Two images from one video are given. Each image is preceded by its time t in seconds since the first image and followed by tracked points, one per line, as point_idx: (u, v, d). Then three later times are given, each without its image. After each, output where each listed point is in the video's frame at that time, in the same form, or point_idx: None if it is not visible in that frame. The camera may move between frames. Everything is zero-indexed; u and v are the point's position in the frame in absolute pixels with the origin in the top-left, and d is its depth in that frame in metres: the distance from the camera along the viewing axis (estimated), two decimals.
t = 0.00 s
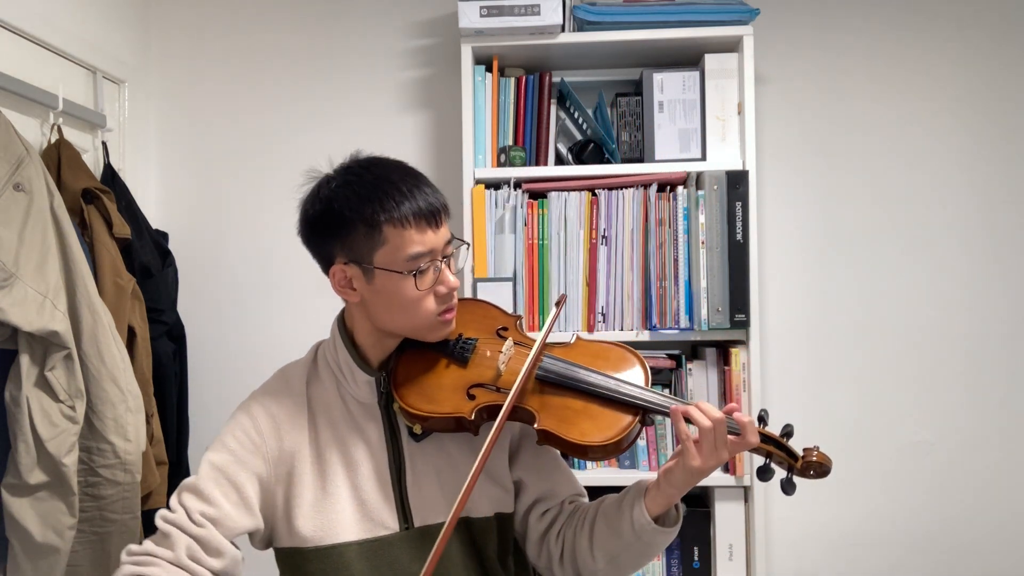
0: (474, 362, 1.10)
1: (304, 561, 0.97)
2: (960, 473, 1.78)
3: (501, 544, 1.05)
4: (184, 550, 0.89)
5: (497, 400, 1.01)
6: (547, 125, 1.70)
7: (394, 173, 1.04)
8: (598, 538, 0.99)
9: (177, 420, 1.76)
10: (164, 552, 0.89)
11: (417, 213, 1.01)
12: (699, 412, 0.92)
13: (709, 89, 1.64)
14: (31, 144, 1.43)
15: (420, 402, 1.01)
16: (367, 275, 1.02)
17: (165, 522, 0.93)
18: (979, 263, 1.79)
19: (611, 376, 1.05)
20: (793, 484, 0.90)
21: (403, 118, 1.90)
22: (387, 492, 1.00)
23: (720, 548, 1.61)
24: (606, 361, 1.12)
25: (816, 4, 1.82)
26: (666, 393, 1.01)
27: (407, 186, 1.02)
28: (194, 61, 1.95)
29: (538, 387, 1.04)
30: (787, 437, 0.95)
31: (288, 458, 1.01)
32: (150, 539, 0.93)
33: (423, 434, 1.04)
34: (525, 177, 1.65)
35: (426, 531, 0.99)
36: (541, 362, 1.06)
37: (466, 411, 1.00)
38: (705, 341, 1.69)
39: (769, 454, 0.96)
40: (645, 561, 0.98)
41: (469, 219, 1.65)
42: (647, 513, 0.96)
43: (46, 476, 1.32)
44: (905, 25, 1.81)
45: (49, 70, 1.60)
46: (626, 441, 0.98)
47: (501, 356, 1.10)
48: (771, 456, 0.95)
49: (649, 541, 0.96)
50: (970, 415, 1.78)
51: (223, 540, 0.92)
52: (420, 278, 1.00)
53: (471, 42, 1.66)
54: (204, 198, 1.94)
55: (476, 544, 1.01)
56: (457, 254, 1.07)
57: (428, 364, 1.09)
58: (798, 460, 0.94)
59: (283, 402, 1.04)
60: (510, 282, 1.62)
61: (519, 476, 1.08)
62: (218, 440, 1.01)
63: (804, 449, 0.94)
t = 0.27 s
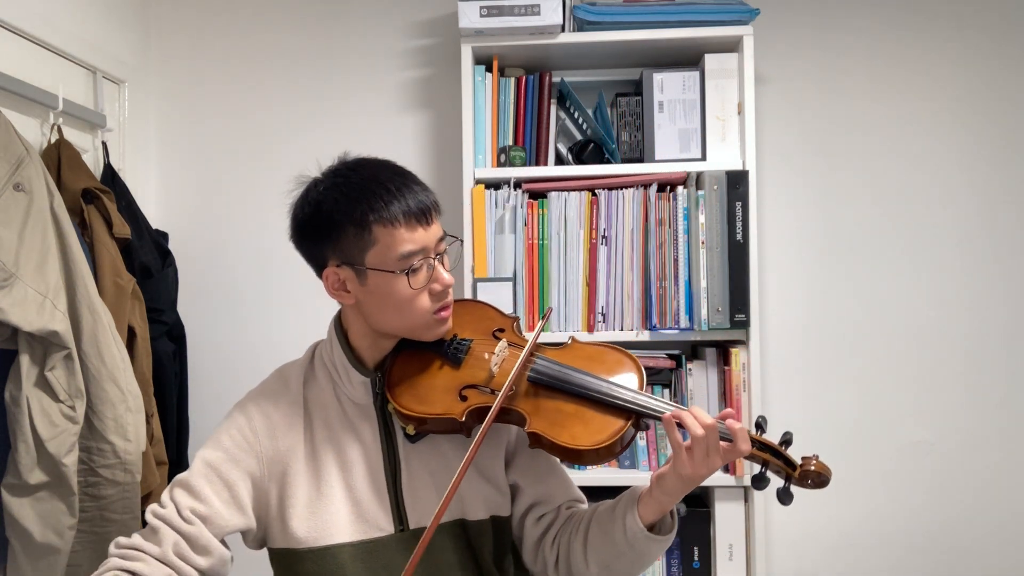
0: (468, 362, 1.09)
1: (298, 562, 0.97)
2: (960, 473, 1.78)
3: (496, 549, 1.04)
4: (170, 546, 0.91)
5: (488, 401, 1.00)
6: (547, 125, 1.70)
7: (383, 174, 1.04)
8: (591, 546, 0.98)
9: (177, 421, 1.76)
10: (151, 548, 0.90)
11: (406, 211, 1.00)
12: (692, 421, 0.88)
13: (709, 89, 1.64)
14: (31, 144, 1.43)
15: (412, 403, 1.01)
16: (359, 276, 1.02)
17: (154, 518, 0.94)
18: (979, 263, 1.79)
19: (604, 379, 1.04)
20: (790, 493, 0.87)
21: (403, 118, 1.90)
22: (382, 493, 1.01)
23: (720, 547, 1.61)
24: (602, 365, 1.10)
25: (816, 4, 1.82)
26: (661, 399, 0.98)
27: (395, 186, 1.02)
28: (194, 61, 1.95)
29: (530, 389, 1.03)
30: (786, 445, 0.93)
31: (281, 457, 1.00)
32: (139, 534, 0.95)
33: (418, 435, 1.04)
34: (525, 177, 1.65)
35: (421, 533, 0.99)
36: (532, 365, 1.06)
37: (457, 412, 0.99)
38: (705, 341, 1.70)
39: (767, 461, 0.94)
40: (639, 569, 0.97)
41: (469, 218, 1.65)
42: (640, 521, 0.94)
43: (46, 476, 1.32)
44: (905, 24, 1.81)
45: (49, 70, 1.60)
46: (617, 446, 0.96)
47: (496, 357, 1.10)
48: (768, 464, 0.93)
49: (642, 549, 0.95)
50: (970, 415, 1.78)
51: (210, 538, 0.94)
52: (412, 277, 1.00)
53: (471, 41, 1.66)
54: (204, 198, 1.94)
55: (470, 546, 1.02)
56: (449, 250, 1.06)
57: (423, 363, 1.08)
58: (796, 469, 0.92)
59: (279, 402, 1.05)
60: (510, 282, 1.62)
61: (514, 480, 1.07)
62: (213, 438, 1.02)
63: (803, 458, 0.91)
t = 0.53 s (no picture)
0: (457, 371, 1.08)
1: (291, 566, 0.97)
2: (961, 473, 1.78)
3: (486, 559, 1.03)
4: (161, 552, 0.91)
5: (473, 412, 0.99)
6: (547, 125, 1.70)
7: (372, 178, 1.04)
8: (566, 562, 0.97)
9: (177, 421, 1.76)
10: (142, 554, 0.91)
11: (392, 218, 0.99)
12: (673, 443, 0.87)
13: (709, 89, 1.64)
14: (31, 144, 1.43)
15: (398, 411, 1.00)
16: (347, 283, 1.02)
17: (147, 522, 0.95)
18: (980, 263, 1.79)
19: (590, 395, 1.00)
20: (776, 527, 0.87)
21: (403, 118, 1.90)
22: (374, 497, 1.01)
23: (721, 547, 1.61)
24: (591, 380, 1.07)
25: (816, 4, 1.82)
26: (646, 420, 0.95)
27: (381, 193, 1.01)
28: (194, 61, 1.95)
29: (516, 402, 1.01)
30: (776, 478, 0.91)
31: (272, 459, 1.01)
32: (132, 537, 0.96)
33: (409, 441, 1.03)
34: (525, 177, 1.65)
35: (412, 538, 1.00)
36: (519, 376, 1.05)
37: (441, 423, 0.98)
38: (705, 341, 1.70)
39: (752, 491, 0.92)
40: None
41: (469, 219, 1.65)
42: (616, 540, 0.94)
43: (46, 476, 1.32)
44: (905, 24, 1.81)
45: (50, 70, 1.61)
46: (599, 467, 0.93)
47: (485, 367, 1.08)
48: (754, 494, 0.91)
49: (613, 568, 0.94)
50: (970, 415, 1.78)
51: (202, 543, 0.94)
52: (398, 284, 0.99)
53: (471, 41, 1.66)
54: (204, 198, 1.94)
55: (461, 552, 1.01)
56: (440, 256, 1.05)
57: (413, 370, 1.08)
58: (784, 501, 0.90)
59: (273, 406, 1.05)
60: (510, 282, 1.62)
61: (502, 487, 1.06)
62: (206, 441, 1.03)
63: (791, 492, 0.90)
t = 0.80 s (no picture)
0: (451, 379, 1.08)
1: (284, 568, 0.97)
2: (960, 473, 1.78)
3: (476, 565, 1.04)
4: (152, 553, 0.92)
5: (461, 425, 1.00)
6: (547, 126, 1.70)
7: (368, 180, 1.04)
8: None
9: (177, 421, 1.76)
10: (135, 556, 0.92)
11: (386, 221, 0.99)
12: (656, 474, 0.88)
13: (709, 89, 1.64)
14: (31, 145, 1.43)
15: (389, 417, 1.01)
16: (341, 285, 1.02)
17: (140, 523, 0.96)
18: (979, 263, 1.79)
19: (582, 417, 0.99)
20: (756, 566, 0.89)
21: (403, 118, 1.90)
22: (368, 501, 1.01)
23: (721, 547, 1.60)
24: (583, 397, 1.06)
25: (816, 4, 1.82)
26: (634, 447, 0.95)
27: (376, 195, 1.01)
28: (194, 61, 1.95)
29: (506, 416, 1.01)
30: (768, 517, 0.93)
31: (265, 461, 1.02)
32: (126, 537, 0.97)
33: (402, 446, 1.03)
34: (525, 177, 1.65)
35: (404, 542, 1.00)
36: (512, 390, 1.03)
37: (429, 433, 0.99)
38: (705, 341, 1.70)
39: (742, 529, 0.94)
40: None
41: (469, 219, 1.65)
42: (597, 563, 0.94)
43: (46, 476, 1.32)
44: (905, 24, 1.81)
45: (49, 69, 1.61)
46: (584, 491, 0.93)
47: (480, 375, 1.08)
48: (742, 532, 0.94)
49: None
50: (970, 415, 1.78)
51: (193, 544, 0.95)
52: (392, 290, 0.99)
53: (471, 41, 1.66)
54: (204, 198, 1.94)
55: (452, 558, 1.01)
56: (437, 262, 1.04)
57: (407, 375, 1.08)
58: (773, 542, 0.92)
59: (267, 406, 1.05)
60: (510, 282, 1.61)
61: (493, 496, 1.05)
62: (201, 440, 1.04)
63: (780, 533, 0.92)
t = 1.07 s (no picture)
0: (451, 383, 1.07)
1: (280, 568, 0.98)
2: (960, 473, 1.78)
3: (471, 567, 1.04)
4: (149, 551, 0.93)
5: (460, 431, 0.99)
6: (547, 126, 1.70)
7: (371, 180, 1.03)
8: None
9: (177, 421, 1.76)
10: (131, 553, 0.92)
11: (388, 221, 0.98)
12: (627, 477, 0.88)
13: (709, 89, 1.64)
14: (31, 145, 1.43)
15: (387, 421, 1.01)
16: (343, 286, 1.02)
17: (136, 519, 0.96)
18: (979, 262, 1.79)
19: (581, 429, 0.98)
20: None
21: (403, 118, 1.90)
22: (365, 502, 1.01)
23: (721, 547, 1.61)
24: (583, 408, 1.04)
25: (817, 4, 1.82)
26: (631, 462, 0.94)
27: (379, 194, 1.01)
28: (194, 61, 1.95)
29: (504, 424, 1.00)
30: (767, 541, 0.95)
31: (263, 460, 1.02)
32: (121, 532, 0.97)
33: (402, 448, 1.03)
34: (525, 177, 1.65)
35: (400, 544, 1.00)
36: (512, 397, 1.02)
37: (428, 438, 0.99)
38: (705, 341, 1.70)
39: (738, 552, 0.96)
40: None
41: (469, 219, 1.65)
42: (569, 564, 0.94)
43: (46, 476, 1.32)
44: (905, 24, 1.81)
45: (50, 70, 1.61)
46: (579, 504, 0.92)
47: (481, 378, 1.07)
48: (739, 555, 0.96)
49: None
50: (970, 414, 1.78)
51: (190, 542, 0.96)
52: (395, 292, 0.99)
53: (471, 42, 1.66)
54: (204, 198, 1.94)
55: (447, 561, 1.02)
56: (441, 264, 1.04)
57: (407, 377, 1.07)
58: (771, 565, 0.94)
59: (264, 402, 1.05)
60: (510, 282, 1.61)
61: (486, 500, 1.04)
62: (198, 435, 1.04)
63: (779, 557, 0.94)
